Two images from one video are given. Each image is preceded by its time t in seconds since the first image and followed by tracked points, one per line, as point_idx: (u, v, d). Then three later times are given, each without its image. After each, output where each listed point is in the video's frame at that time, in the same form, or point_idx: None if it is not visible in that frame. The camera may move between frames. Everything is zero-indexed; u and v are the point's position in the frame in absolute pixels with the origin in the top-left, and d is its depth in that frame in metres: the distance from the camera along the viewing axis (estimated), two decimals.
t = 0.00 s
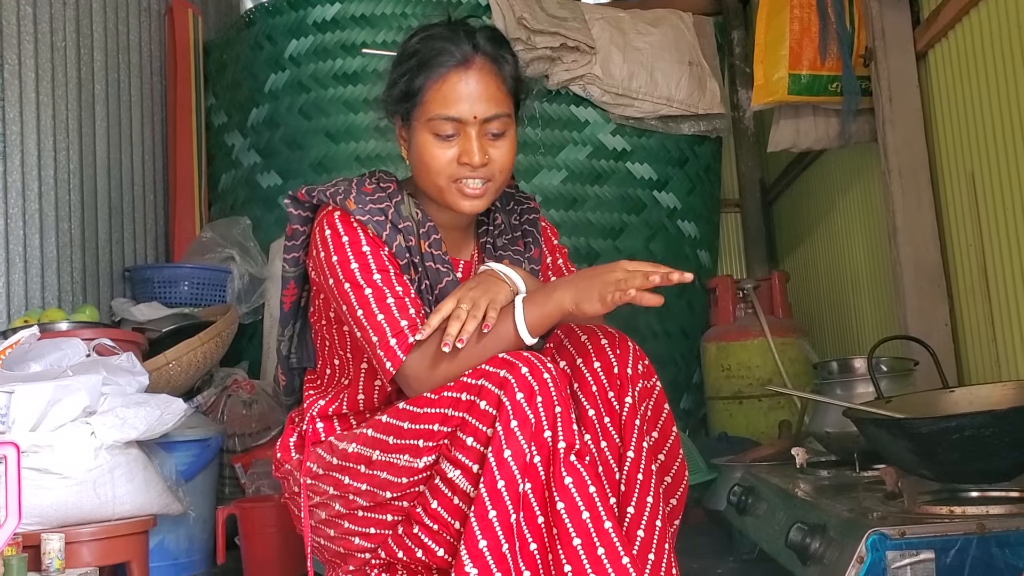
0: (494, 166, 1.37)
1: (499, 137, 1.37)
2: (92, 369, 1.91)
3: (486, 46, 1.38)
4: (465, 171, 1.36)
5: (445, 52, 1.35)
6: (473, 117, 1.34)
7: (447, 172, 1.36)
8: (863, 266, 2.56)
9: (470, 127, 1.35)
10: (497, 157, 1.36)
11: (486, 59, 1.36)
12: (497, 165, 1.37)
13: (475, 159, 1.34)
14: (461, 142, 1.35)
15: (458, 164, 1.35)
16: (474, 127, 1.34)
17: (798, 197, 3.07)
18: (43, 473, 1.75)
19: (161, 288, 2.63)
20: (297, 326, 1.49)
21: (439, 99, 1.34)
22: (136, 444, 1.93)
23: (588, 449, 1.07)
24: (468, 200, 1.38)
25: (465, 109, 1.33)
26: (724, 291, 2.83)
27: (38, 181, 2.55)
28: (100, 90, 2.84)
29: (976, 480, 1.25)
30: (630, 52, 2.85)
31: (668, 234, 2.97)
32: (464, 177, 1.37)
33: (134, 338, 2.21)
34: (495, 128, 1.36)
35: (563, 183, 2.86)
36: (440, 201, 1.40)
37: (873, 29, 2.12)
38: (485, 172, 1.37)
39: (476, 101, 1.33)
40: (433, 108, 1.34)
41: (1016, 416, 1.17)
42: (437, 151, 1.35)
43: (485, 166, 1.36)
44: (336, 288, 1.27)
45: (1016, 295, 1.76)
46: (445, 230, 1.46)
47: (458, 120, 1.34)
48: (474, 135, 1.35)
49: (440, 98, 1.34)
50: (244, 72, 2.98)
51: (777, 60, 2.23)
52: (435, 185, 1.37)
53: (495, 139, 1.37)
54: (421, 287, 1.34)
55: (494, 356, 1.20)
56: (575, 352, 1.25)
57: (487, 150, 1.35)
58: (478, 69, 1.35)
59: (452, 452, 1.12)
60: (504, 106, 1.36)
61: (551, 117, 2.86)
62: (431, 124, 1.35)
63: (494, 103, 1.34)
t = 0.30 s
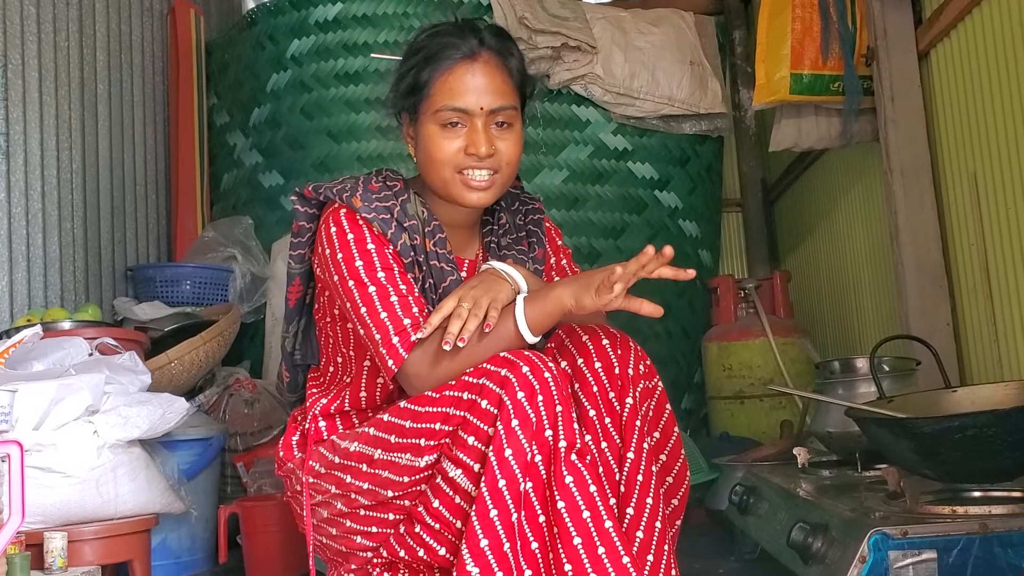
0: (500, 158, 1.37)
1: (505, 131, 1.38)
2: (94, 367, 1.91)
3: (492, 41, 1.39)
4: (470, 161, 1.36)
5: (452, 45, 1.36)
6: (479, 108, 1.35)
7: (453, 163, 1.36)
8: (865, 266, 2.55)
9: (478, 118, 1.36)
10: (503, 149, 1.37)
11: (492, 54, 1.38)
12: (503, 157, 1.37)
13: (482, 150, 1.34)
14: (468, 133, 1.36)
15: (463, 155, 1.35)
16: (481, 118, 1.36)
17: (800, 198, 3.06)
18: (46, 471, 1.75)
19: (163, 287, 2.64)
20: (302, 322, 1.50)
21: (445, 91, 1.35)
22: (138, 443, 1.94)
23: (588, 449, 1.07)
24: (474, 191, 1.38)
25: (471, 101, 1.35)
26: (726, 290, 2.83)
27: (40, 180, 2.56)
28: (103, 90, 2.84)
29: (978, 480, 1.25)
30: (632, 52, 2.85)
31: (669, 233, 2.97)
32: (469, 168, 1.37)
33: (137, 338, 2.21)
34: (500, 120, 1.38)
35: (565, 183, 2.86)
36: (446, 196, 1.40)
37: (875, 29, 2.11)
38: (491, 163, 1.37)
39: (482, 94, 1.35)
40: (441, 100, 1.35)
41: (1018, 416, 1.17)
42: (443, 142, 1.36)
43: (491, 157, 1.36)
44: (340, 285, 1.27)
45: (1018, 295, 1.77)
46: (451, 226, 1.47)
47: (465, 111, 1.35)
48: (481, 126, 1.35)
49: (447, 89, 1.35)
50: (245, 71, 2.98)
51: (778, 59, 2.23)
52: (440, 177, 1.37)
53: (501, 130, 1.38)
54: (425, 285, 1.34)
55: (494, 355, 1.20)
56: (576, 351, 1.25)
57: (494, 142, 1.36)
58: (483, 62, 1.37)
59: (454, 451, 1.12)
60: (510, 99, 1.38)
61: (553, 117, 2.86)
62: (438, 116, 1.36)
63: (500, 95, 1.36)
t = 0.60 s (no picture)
0: (506, 151, 1.37)
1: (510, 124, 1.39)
2: (95, 365, 1.91)
3: (497, 36, 1.41)
4: (478, 152, 1.36)
5: (458, 39, 1.38)
6: (487, 100, 1.35)
7: (460, 154, 1.36)
8: (866, 265, 2.55)
9: (484, 109, 1.36)
10: (509, 142, 1.37)
11: (498, 48, 1.39)
12: (509, 150, 1.37)
13: (489, 141, 1.35)
14: (474, 124, 1.36)
15: (471, 146, 1.35)
16: (488, 110, 1.36)
17: (801, 196, 3.06)
18: (47, 468, 1.75)
19: (164, 284, 2.64)
20: (304, 320, 1.50)
21: (452, 83, 1.36)
22: (139, 440, 1.94)
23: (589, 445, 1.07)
24: (479, 182, 1.38)
25: (478, 93, 1.35)
26: (727, 288, 2.83)
27: (41, 177, 2.56)
28: (103, 87, 2.84)
29: (980, 478, 1.25)
30: (633, 50, 2.85)
31: (670, 232, 2.97)
32: (476, 158, 1.37)
33: (138, 335, 2.21)
34: (506, 112, 1.38)
35: (565, 181, 2.86)
36: (451, 188, 1.40)
37: (876, 27, 2.11)
38: (498, 155, 1.37)
39: (489, 86, 1.35)
40: (448, 91, 1.36)
41: (1019, 414, 1.17)
42: (450, 133, 1.36)
43: (497, 149, 1.36)
44: (341, 283, 1.27)
45: (1019, 291, 1.77)
46: (451, 224, 1.47)
47: (472, 102, 1.36)
48: (487, 118, 1.36)
49: (454, 81, 1.36)
50: (247, 69, 2.98)
51: (780, 58, 2.21)
52: (447, 169, 1.37)
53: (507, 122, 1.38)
54: (426, 283, 1.35)
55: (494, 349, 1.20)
56: (579, 348, 1.25)
57: (500, 134, 1.36)
58: (490, 56, 1.37)
59: (455, 448, 1.12)
60: (516, 92, 1.38)
61: (554, 114, 2.86)
62: (445, 107, 1.36)
63: (506, 88, 1.36)
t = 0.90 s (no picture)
0: (509, 149, 1.37)
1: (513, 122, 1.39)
2: (97, 362, 1.91)
3: (503, 35, 1.41)
4: (481, 150, 1.36)
5: (464, 35, 1.38)
6: (490, 97, 1.35)
7: (462, 152, 1.36)
8: (868, 265, 2.55)
9: (489, 106, 1.36)
10: (511, 140, 1.37)
11: (503, 46, 1.39)
12: (511, 149, 1.37)
13: (491, 138, 1.34)
14: (478, 122, 1.36)
15: (474, 143, 1.35)
16: (491, 106, 1.36)
17: (803, 196, 3.06)
18: (49, 465, 1.75)
19: (165, 282, 2.64)
20: (305, 318, 1.50)
21: (458, 79, 1.36)
22: (141, 437, 1.94)
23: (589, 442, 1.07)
24: (481, 180, 1.38)
25: (482, 90, 1.35)
26: (728, 288, 2.82)
27: (43, 174, 2.57)
28: (106, 85, 2.84)
29: (981, 478, 1.25)
30: (636, 48, 2.85)
31: (671, 231, 2.97)
32: (479, 157, 1.37)
33: (140, 332, 2.21)
34: (510, 110, 1.38)
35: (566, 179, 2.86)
36: (454, 186, 1.40)
37: (879, 27, 2.11)
38: (500, 153, 1.37)
39: (493, 83, 1.35)
40: (452, 87, 1.36)
41: (1021, 414, 1.17)
42: (454, 131, 1.36)
43: (500, 147, 1.36)
44: (340, 280, 1.27)
45: (1020, 290, 1.77)
46: (451, 223, 1.47)
47: (476, 98, 1.36)
48: (491, 115, 1.36)
49: (459, 77, 1.36)
50: (249, 67, 2.98)
51: (782, 57, 2.21)
52: (449, 166, 1.37)
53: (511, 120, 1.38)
54: (425, 283, 1.35)
55: (488, 344, 1.20)
56: (579, 346, 1.25)
57: (503, 132, 1.36)
58: (495, 53, 1.38)
59: (453, 446, 1.12)
60: (520, 89, 1.38)
61: (556, 113, 2.86)
62: (449, 103, 1.36)
63: (510, 86, 1.36)
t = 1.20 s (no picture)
0: (505, 151, 1.37)
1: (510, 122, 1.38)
2: (94, 362, 1.91)
3: (500, 37, 1.41)
4: (478, 152, 1.35)
5: (461, 36, 1.38)
6: (486, 98, 1.35)
7: (458, 154, 1.36)
8: (865, 267, 2.55)
9: (484, 107, 1.36)
10: (508, 142, 1.37)
11: (500, 49, 1.39)
12: (507, 150, 1.37)
13: (487, 140, 1.34)
14: (473, 124, 1.36)
15: (470, 146, 1.35)
16: (487, 108, 1.36)
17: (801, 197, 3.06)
18: (45, 465, 1.75)
19: (163, 282, 2.64)
20: (302, 319, 1.50)
21: (453, 80, 1.36)
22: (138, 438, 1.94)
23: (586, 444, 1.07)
24: (476, 183, 1.38)
25: (478, 91, 1.35)
26: (726, 288, 2.83)
27: (41, 174, 2.56)
28: (103, 84, 2.83)
29: (978, 480, 1.25)
30: (634, 49, 2.85)
31: (669, 231, 2.97)
32: (474, 158, 1.36)
33: (137, 333, 2.21)
34: (506, 111, 1.38)
35: (564, 180, 2.86)
36: (450, 188, 1.40)
37: (877, 29, 2.11)
38: (495, 155, 1.36)
39: (489, 84, 1.35)
40: (448, 88, 1.36)
41: (1018, 416, 1.17)
42: (449, 133, 1.36)
43: (495, 148, 1.36)
44: (337, 282, 1.27)
45: (1017, 292, 1.77)
46: (449, 225, 1.47)
47: (471, 99, 1.36)
48: (486, 116, 1.35)
49: (455, 78, 1.36)
50: (247, 67, 2.98)
51: (780, 58, 2.21)
52: (445, 169, 1.37)
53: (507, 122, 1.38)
54: (422, 284, 1.35)
55: (486, 346, 1.20)
56: (577, 348, 1.25)
57: (499, 134, 1.35)
58: (491, 55, 1.38)
59: (450, 448, 1.12)
60: (516, 90, 1.38)
61: (554, 114, 2.86)
62: (445, 104, 1.36)
63: (507, 87, 1.36)
